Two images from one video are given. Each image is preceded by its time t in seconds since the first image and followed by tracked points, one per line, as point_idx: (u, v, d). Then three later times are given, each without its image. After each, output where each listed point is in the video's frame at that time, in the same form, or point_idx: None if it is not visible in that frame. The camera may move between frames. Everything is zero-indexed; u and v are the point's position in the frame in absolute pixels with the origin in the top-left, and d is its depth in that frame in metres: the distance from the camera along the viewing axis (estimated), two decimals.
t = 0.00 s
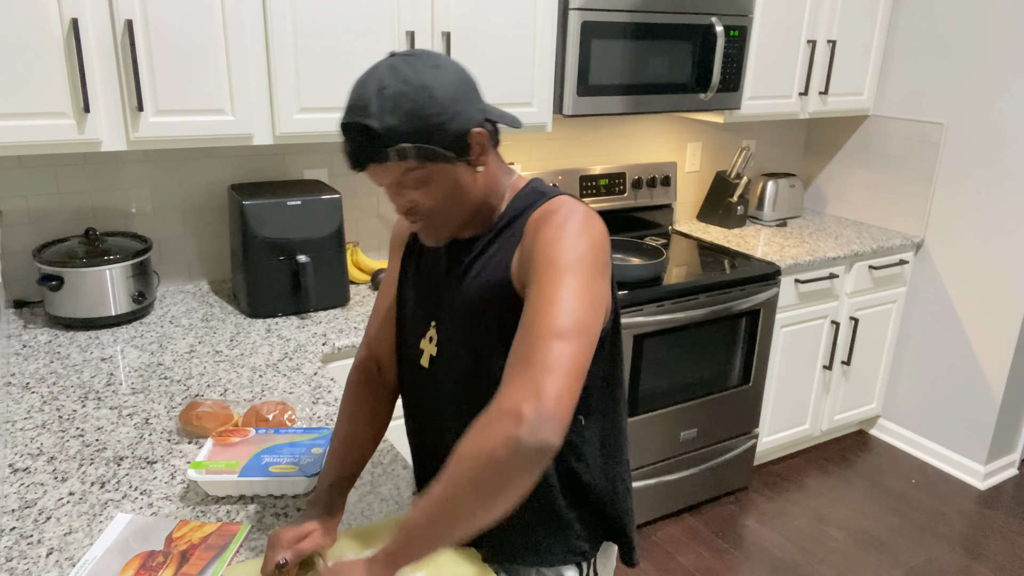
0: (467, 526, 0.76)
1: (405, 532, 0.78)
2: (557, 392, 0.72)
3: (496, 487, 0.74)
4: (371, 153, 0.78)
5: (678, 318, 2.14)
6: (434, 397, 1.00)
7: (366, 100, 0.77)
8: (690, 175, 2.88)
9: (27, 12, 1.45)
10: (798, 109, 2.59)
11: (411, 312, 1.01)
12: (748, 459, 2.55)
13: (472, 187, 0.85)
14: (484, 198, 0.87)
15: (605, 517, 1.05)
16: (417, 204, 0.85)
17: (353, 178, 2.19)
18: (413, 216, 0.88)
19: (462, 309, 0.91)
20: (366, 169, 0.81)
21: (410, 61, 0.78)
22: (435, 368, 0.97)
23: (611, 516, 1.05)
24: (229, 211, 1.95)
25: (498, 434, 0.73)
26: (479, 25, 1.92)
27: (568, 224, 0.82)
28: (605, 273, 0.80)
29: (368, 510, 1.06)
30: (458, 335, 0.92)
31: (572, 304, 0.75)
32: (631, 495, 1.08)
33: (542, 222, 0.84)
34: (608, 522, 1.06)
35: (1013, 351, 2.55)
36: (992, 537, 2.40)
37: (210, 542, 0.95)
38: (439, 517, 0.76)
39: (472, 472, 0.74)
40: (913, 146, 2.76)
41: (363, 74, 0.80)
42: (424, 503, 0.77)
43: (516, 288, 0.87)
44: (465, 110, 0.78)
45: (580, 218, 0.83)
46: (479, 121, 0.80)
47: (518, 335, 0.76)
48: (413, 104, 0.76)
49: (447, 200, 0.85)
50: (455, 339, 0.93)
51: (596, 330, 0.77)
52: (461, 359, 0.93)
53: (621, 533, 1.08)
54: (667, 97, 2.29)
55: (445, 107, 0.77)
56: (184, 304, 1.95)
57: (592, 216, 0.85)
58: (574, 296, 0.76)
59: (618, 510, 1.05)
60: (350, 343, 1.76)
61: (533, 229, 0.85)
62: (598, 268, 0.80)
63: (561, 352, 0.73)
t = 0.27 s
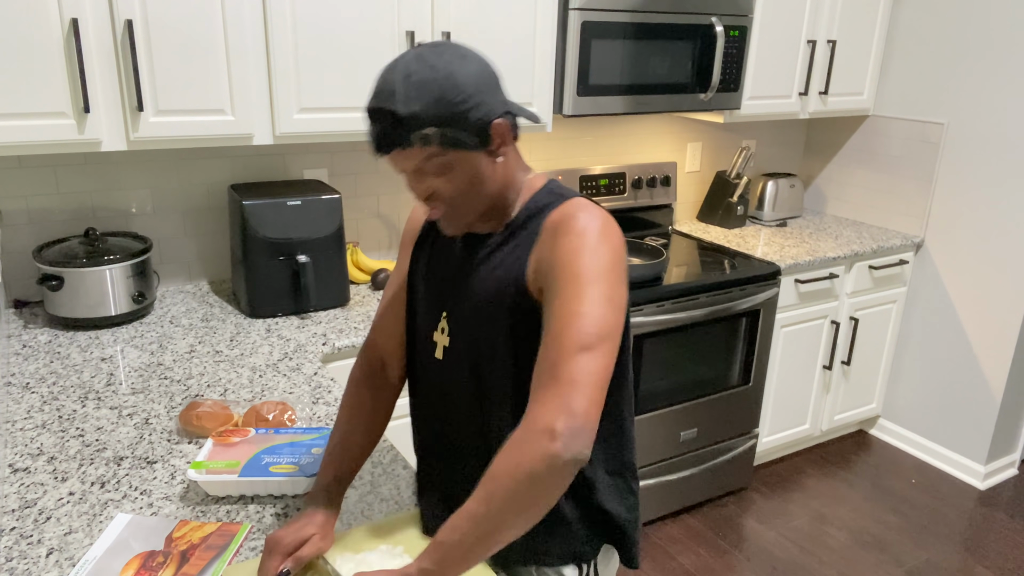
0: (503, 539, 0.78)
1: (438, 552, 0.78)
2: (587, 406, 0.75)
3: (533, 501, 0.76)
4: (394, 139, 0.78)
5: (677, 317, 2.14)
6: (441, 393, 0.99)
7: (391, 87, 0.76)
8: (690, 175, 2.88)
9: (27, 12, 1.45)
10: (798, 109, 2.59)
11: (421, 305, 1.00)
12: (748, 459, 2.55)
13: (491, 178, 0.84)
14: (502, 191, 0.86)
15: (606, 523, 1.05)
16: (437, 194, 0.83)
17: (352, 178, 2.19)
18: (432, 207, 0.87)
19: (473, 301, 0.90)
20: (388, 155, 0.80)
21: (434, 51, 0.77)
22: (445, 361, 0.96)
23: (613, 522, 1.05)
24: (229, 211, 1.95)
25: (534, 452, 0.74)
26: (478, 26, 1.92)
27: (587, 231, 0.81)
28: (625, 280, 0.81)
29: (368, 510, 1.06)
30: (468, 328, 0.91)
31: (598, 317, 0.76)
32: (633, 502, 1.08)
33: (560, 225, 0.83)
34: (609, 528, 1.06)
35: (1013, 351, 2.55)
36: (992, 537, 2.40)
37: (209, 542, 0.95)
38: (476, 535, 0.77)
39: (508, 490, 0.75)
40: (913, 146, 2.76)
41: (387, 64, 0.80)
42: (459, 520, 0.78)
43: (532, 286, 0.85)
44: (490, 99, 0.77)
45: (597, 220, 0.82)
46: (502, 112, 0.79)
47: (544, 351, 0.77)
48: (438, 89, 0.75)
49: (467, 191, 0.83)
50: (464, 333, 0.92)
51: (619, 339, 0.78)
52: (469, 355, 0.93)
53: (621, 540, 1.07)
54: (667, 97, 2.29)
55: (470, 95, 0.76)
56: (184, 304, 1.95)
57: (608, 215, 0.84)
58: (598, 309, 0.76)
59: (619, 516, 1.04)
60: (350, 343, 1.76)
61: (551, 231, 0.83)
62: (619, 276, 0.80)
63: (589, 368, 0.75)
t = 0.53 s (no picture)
0: (517, 515, 0.76)
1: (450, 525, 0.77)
2: (607, 383, 0.74)
3: (549, 476, 0.75)
4: (430, 129, 0.80)
5: (677, 317, 2.14)
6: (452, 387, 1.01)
7: (429, 79, 0.79)
8: (691, 175, 2.88)
9: (25, 11, 1.44)
10: (798, 109, 2.59)
11: (434, 301, 1.04)
12: (748, 459, 2.55)
13: (516, 174, 0.88)
14: (524, 188, 0.90)
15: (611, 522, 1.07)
16: (463, 185, 0.87)
17: (352, 178, 2.19)
18: (455, 199, 0.90)
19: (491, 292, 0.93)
20: (421, 145, 0.83)
21: (471, 46, 0.80)
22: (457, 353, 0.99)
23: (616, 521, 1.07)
24: (229, 212, 1.95)
25: (553, 424, 0.73)
26: (478, 26, 1.92)
27: (606, 226, 0.84)
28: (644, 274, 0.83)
29: (368, 510, 1.06)
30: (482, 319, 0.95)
31: (615, 305, 0.77)
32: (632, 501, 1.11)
33: (580, 220, 0.86)
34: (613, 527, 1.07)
35: (1013, 351, 2.55)
36: (992, 537, 2.40)
37: (210, 543, 0.96)
38: (490, 508, 0.75)
39: (526, 462, 0.74)
40: (913, 146, 2.75)
41: (422, 54, 0.82)
42: (473, 494, 0.76)
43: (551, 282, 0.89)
44: (522, 98, 0.81)
45: (616, 220, 0.85)
46: (531, 113, 0.83)
47: (564, 334, 0.78)
48: (476, 85, 0.78)
49: (493, 185, 0.87)
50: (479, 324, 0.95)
51: (639, 326, 0.79)
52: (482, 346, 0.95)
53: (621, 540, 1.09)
54: (668, 98, 2.29)
55: (505, 93, 0.80)
56: (184, 304, 1.95)
57: (626, 218, 0.88)
58: (617, 294, 0.78)
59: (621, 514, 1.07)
60: (350, 343, 1.76)
61: (571, 228, 0.87)
62: (637, 269, 0.82)
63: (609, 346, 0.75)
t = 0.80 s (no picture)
0: (516, 528, 0.78)
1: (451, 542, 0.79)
2: (598, 395, 0.76)
3: (547, 490, 0.76)
4: (419, 136, 0.80)
5: (677, 317, 2.14)
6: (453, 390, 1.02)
7: (415, 85, 0.79)
8: (691, 175, 2.88)
9: (25, 11, 1.44)
10: (798, 109, 2.59)
11: (432, 304, 1.04)
12: (748, 459, 2.55)
13: (508, 176, 0.88)
14: (518, 189, 0.90)
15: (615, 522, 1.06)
16: (457, 190, 0.87)
17: (352, 178, 2.19)
18: (452, 204, 0.90)
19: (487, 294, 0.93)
20: (411, 152, 0.83)
21: (456, 50, 0.80)
22: (457, 356, 0.99)
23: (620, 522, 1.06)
24: (229, 212, 1.95)
25: (549, 440, 0.75)
26: (478, 26, 1.92)
27: (600, 227, 0.83)
28: (636, 274, 0.83)
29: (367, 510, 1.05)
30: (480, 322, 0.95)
31: (609, 311, 0.77)
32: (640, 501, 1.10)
33: (572, 221, 0.86)
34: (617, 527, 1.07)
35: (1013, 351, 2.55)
36: (992, 537, 2.40)
37: (210, 543, 0.96)
38: (490, 524, 0.77)
39: (522, 478, 0.76)
40: (914, 146, 2.75)
41: (407, 61, 0.82)
42: (473, 510, 0.78)
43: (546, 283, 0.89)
44: (509, 98, 0.81)
45: (610, 220, 0.85)
46: (519, 112, 0.83)
47: (557, 340, 0.78)
48: (463, 89, 0.78)
49: (487, 188, 0.87)
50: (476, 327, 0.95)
51: (630, 330, 0.80)
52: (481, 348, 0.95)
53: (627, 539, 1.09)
54: (667, 98, 2.29)
55: (492, 95, 0.79)
56: (184, 304, 1.95)
57: (619, 215, 0.87)
58: (610, 300, 0.78)
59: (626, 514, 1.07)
60: (350, 343, 1.76)
61: (565, 228, 0.87)
62: (630, 271, 0.82)
63: (601, 357, 0.76)
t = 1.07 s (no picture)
0: (454, 494, 0.74)
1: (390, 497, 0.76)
2: (553, 363, 0.72)
3: (487, 453, 0.72)
4: (408, 142, 0.79)
5: (678, 317, 2.14)
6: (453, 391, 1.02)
7: (404, 91, 0.77)
8: (690, 175, 2.88)
9: (25, 11, 1.44)
10: (798, 109, 2.59)
11: (429, 309, 1.04)
12: (748, 458, 2.55)
13: (499, 177, 0.88)
14: (510, 189, 0.90)
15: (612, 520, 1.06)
16: (449, 194, 0.87)
17: (352, 178, 2.19)
18: (444, 207, 0.90)
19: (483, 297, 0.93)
20: (400, 158, 0.82)
21: (444, 54, 0.78)
22: (457, 358, 1.00)
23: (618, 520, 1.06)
24: (229, 212, 1.95)
25: (493, 398, 0.72)
26: (478, 27, 1.92)
27: (583, 214, 0.84)
28: (615, 262, 0.82)
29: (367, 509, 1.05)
30: (478, 325, 0.95)
31: (575, 285, 0.76)
32: (638, 503, 1.10)
33: (558, 211, 0.87)
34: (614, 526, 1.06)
35: (1013, 351, 2.55)
36: (992, 537, 2.40)
37: (210, 543, 0.96)
38: (428, 483, 0.74)
39: (464, 435, 0.72)
40: (913, 146, 2.75)
41: (394, 65, 0.80)
42: (415, 467, 0.75)
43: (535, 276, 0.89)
44: (498, 103, 0.80)
45: (595, 209, 0.85)
46: (509, 115, 0.82)
47: (523, 312, 0.77)
48: (453, 95, 0.77)
49: (479, 191, 0.87)
50: (474, 330, 0.95)
51: (601, 312, 0.77)
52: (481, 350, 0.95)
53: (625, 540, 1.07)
54: (667, 98, 2.29)
55: (481, 100, 0.78)
56: (184, 304, 1.95)
57: (607, 207, 0.87)
58: (580, 277, 0.77)
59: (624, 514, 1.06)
60: (350, 343, 1.76)
61: (549, 217, 0.87)
62: (608, 256, 0.81)
63: (560, 327, 0.73)
